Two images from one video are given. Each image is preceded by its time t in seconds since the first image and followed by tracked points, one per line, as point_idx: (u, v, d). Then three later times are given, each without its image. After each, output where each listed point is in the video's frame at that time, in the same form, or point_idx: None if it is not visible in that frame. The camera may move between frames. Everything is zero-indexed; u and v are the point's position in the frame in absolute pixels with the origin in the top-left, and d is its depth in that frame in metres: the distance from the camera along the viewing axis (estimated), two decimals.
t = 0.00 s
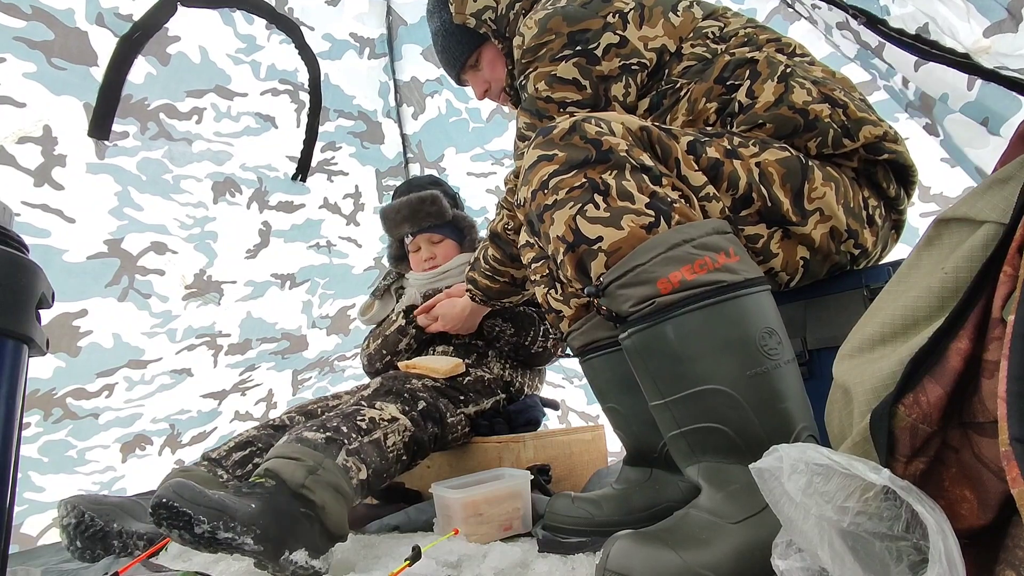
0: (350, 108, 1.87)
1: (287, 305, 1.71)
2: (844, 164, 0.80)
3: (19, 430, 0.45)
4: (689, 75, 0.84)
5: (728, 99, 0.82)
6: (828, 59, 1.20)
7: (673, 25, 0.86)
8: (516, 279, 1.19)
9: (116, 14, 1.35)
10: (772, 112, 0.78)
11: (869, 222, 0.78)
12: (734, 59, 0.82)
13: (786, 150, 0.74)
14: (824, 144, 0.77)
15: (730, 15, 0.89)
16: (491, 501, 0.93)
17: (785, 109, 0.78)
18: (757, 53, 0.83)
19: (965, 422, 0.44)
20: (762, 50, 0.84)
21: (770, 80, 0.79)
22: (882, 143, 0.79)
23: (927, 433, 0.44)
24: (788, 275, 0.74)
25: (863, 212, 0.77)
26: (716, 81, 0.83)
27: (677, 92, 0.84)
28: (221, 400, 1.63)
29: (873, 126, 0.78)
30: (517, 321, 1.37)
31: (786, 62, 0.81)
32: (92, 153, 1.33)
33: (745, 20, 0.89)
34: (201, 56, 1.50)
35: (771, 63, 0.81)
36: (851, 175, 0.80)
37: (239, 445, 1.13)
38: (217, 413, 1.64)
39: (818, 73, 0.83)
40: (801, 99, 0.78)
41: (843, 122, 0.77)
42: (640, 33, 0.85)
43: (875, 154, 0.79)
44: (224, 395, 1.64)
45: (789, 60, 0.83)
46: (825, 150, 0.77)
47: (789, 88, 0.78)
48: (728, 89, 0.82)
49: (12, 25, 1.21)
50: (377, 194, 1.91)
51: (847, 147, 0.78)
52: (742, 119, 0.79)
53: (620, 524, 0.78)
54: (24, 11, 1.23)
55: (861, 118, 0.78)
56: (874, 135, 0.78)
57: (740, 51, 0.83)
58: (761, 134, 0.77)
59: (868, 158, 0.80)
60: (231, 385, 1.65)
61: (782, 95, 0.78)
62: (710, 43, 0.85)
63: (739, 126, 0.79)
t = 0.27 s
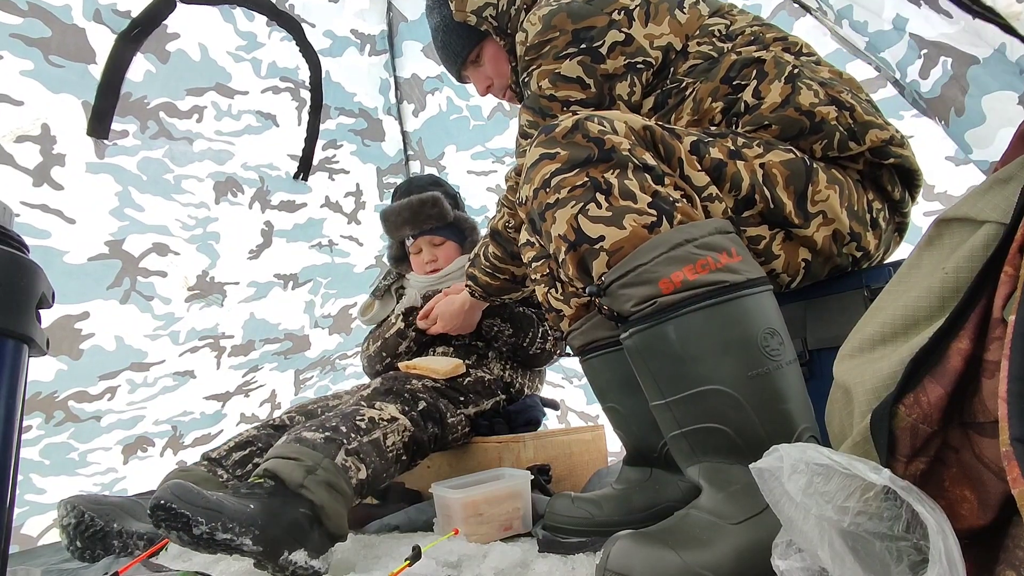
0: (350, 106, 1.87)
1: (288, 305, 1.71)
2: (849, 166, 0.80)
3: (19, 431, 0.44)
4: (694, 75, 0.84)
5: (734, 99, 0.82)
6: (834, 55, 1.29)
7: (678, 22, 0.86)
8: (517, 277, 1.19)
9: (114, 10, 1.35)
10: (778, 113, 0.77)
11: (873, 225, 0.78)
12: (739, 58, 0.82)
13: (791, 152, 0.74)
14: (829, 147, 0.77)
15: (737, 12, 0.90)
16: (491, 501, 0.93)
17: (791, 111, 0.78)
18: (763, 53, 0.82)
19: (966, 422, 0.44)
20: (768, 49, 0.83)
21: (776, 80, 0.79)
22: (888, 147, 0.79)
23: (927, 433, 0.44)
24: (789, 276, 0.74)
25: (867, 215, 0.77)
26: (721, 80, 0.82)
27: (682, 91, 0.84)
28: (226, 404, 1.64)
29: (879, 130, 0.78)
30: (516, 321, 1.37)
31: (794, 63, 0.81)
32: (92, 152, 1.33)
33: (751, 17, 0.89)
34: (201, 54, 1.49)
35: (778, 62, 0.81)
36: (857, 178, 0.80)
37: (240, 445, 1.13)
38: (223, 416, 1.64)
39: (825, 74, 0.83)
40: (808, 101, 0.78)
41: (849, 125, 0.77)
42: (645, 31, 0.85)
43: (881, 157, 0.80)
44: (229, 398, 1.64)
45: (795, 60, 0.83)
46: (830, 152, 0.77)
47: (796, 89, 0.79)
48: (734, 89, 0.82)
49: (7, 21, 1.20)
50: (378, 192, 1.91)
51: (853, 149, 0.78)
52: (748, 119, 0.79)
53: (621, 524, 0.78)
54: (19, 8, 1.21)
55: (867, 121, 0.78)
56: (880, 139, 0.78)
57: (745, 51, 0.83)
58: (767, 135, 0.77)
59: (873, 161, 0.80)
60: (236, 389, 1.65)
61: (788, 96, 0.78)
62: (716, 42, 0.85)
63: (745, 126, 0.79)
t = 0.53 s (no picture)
0: (351, 106, 1.87)
1: (288, 305, 1.71)
2: (852, 167, 0.80)
3: (19, 430, 0.45)
4: (697, 73, 0.84)
5: (738, 98, 0.81)
6: (835, 53, 1.28)
7: (682, 20, 0.86)
8: (516, 275, 1.20)
9: (115, 10, 1.35)
10: (781, 113, 0.77)
11: (875, 226, 0.78)
12: (742, 58, 0.82)
13: (794, 152, 0.74)
14: (832, 147, 0.77)
15: (739, 10, 0.90)
16: (491, 501, 0.93)
17: (794, 111, 0.78)
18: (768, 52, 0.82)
19: (966, 422, 0.44)
20: (772, 49, 0.83)
21: (781, 80, 0.79)
22: (891, 148, 0.79)
23: (927, 433, 0.44)
24: (790, 277, 0.74)
25: (869, 216, 0.77)
26: (724, 79, 0.82)
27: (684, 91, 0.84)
28: (222, 400, 1.64)
29: (883, 131, 0.78)
30: (516, 321, 1.37)
31: (798, 63, 0.81)
32: (92, 153, 1.33)
33: (754, 16, 0.89)
34: (202, 53, 1.49)
35: (782, 62, 0.81)
36: (860, 178, 0.80)
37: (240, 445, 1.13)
38: (219, 413, 1.64)
39: (829, 73, 0.83)
40: (811, 102, 0.78)
41: (853, 126, 0.77)
42: (649, 30, 0.85)
43: (884, 159, 0.80)
44: (225, 395, 1.64)
45: (799, 59, 0.83)
46: (833, 153, 0.77)
47: (800, 89, 0.79)
48: (738, 88, 0.82)
49: (7, 21, 1.20)
50: (378, 192, 1.92)
51: (856, 150, 0.78)
52: (751, 119, 0.79)
53: (621, 524, 0.78)
54: (20, 8, 1.22)
55: (871, 122, 0.78)
56: (883, 140, 0.78)
57: (749, 50, 0.83)
58: (770, 135, 0.77)
59: (876, 162, 0.80)
60: (232, 386, 1.65)
61: (791, 96, 0.78)
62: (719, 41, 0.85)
63: (748, 126, 0.79)
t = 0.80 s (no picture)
0: (350, 106, 1.86)
1: (287, 304, 1.71)
2: (854, 167, 0.80)
3: (19, 430, 0.45)
4: (698, 73, 0.84)
5: (739, 98, 0.81)
6: (835, 53, 1.29)
7: (683, 19, 0.86)
8: (515, 275, 1.20)
9: (113, 9, 1.35)
10: (783, 113, 0.77)
11: (876, 226, 0.78)
12: (744, 57, 0.82)
13: (795, 152, 0.74)
14: (833, 148, 0.77)
15: (739, 10, 0.90)
16: (491, 501, 0.93)
17: (796, 110, 0.78)
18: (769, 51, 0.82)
19: (966, 422, 0.44)
20: (774, 48, 0.83)
21: (783, 80, 0.79)
22: (892, 149, 0.79)
23: (927, 433, 0.44)
24: (790, 277, 0.74)
25: (870, 217, 0.77)
26: (726, 79, 0.82)
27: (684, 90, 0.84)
28: (221, 399, 1.64)
29: (884, 132, 0.78)
30: (516, 321, 1.37)
31: (800, 62, 0.81)
32: (91, 152, 1.33)
33: (755, 16, 0.89)
34: (201, 53, 1.49)
35: (783, 62, 0.80)
36: (861, 178, 0.80)
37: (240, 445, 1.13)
38: (218, 411, 1.64)
39: (831, 73, 0.83)
40: (813, 101, 0.78)
41: (855, 126, 0.77)
42: (649, 27, 0.84)
43: (885, 159, 0.80)
44: (224, 395, 1.64)
45: (801, 59, 0.82)
46: (834, 153, 0.77)
47: (802, 88, 0.78)
48: (739, 87, 0.82)
49: (6, 20, 1.20)
50: (378, 192, 1.91)
51: (858, 151, 0.78)
52: (752, 118, 0.79)
53: (621, 524, 0.79)
54: (18, 7, 1.22)
55: (873, 123, 0.78)
56: (885, 141, 0.78)
57: (750, 49, 0.83)
58: (771, 135, 0.77)
59: (877, 162, 0.80)
60: (231, 385, 1.65)
61: (793, 96, 0.78)
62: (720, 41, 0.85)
63: (750, 125, 0.79)
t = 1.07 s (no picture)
0: (349, 106, 1.86)
1: (286, 304, 1.71)
2: (854, 167, 0.80)
3: (19, 430, 0.44)
4: (698, 72, 0.84)
5: (740, 97, 0.81)
6: (835, 52, 1.28)
7: (684, 18, 0.86)
8: (515, 275, 1.20)
9: (112, 9, 1.35)
10: (783, 113, 0.77)
11: (875, 226, 0.78)
12: (745, 57, 0.82)
13: (795, 152, 0.74)
14: (834, 148, 0.77)
15: (740, 9, 0.90)
16: (491, 501, 0.93)
17: (796, 110, 0.77)
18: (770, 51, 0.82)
19: (966, 422, 0.44)
20: (775, 48, 0.83)
21: (783, 80, 0.79)
22: (893, 149, 0.79)
23: (927, 433, 0.44)
24: (790, 277, 0.74)
25: (870, 217, 0.77)
26: (726, 78, 0.82)
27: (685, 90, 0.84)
28: (220, 399, 1.64)
29: (885, 133, 0.78)
30: (517, 322, 1.37)
31: (801, 62, 0.81)
32: (89, 152, 1.33)
33: (755, 15, 0.89)
34: (199, 53, 1.49)
35: (784, 62, 0.80)
36: (861, 179, 0.80)
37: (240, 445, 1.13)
38: (217, 412, 1.64)
39: (831, 73, 0.83)
40: (813, 102, 0.77)
41: (855, 126, 0.77)
42: (650, 26, 0.85)
43: (885, 160, 0.80)
44: (223, 394, 1.64)
45: (801, 59, 0.82)
46: (834, 153, 0.77)
47: (802, 89, 0.78)
48: (739, 87, 0.82)
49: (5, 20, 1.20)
50: (377, 192, 1.91)
51: (858, 151, 0.78)
52: (753, 118, 0.79)
53: (621, 524, 0.79)
54: (17, 7, 1.21)
55: (873, 124, 0.78)
56: (885, 141, 0.78)
57: (751, 49, 0.83)
58: (771, 135, 0.77)
59: (878, 163, 0.80)
60: (231, 385, 1.65)
61: (794, 96, 0.78)
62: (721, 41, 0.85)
63: (750, 125, 0.79)
